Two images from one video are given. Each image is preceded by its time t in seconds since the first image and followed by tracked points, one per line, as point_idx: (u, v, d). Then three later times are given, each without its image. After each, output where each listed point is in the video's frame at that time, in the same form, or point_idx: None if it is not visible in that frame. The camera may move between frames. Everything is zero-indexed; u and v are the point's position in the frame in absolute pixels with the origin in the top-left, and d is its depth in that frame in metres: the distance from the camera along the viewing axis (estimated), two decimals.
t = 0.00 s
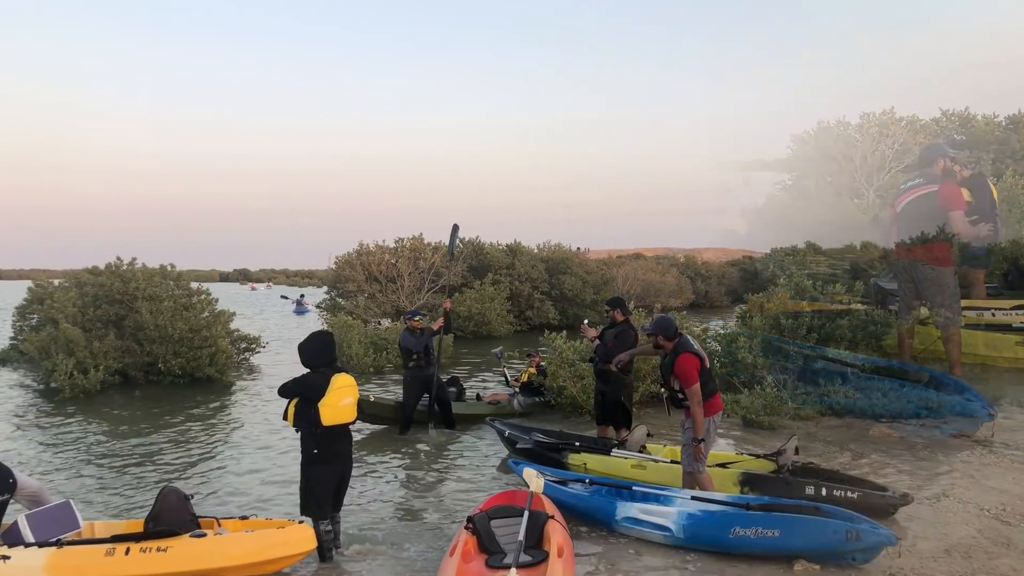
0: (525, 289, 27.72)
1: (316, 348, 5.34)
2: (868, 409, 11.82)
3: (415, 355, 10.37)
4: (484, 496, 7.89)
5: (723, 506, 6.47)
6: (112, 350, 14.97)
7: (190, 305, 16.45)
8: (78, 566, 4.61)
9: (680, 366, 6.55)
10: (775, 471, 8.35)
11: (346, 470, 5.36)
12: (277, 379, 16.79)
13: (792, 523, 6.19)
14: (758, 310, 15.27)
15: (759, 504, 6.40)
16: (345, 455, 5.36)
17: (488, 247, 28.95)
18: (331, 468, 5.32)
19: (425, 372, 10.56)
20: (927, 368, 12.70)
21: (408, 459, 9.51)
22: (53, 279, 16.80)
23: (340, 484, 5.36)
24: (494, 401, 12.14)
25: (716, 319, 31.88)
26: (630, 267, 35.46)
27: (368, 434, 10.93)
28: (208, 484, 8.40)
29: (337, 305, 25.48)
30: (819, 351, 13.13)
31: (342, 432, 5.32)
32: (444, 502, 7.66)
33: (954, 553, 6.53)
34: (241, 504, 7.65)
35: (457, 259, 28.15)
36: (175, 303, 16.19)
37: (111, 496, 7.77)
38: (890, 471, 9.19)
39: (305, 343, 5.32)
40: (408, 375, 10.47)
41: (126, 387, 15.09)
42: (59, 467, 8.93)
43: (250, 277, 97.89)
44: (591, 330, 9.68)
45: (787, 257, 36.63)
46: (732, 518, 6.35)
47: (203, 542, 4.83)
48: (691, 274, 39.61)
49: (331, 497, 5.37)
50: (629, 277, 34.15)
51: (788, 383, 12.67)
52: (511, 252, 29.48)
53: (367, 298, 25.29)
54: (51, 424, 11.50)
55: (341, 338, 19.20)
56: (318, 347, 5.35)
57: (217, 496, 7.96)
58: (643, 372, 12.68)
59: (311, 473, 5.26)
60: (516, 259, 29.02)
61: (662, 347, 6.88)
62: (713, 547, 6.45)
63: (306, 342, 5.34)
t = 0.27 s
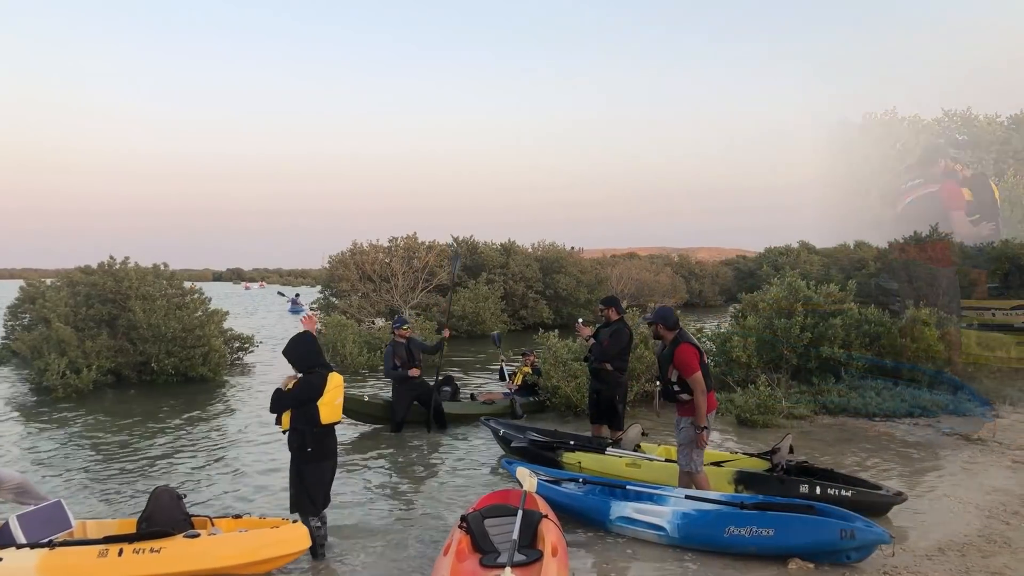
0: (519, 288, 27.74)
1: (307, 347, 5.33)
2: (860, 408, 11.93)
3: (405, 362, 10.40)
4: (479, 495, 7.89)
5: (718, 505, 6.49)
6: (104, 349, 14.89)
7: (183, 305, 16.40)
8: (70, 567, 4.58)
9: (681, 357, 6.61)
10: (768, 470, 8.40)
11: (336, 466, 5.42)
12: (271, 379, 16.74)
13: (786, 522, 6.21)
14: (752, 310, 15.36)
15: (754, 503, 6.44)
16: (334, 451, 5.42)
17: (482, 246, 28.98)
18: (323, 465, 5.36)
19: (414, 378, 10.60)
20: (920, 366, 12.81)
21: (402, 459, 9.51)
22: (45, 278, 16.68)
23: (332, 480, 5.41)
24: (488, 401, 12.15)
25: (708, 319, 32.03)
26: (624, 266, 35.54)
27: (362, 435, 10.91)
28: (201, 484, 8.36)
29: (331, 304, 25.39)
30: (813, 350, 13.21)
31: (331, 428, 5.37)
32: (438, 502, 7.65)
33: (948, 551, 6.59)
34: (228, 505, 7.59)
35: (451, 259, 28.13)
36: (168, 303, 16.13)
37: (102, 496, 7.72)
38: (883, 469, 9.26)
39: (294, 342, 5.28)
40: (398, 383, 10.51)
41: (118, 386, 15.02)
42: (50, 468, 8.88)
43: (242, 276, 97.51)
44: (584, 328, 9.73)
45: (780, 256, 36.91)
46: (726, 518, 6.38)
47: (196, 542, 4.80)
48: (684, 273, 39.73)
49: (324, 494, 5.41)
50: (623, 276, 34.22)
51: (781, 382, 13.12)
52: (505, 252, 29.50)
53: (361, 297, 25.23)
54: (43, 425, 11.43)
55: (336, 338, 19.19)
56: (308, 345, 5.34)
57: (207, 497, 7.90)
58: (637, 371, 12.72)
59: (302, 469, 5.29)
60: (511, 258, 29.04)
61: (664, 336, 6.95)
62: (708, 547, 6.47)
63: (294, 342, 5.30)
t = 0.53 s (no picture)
0: (514, 287, 27.74)
1: (295, 346, 5.26)
2: (854, 406, 12.00)
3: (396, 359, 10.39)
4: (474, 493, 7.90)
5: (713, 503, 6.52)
6: (99, 348, 14.84)
7: (178, 303, 16.37)
8: (64, 566, 4.58)
9: (678, 349, 6.68)
10: (763, 468, 8.44)
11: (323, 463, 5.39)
12: (265, 377, 16.70)
13: (781, 520, 6.25)
14: (747, 308, 15.41)
15: (747, 501, 6.48)
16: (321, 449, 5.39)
17: (477, 245, 28.99)
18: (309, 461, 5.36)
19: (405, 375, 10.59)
20: (913, 364, 12.89)
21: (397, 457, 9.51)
22: (37, 276, 16.61)
23: (318, 477, 5.40)
24: (483, 399, 12.16)
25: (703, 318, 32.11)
26: (619, 265, 35.59)
27: (357, 433, 10.90)
28: (195, 482, 8.35)
29: (325, 302, 25.33)
30: (807, 348, 13.27)
31: (318, 426, 5.33)
32: (433, 501, 7.65)
33: (941, 548, 6.63)
34: (222, 504, 7.58)
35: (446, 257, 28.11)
36: (162, 301, 16.08)
37: (96, 495, 7.70)
38: (876, 467, 9.32)
39: (282, 341, 5.22)
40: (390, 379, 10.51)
41: (111, 385, 14.97)
42: (41, 467, 8.84)
43: (236, 274, 97.15)
44: (580, 327, 9.70)
45: (774, 255, 37.05)
46: (721, 516, 6.41)
47: (191, 540, 4.81)
48: (678, 272, 39.81)
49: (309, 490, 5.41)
50: (618, 274, 34.27)
51: (775, 380, 13.21)
52: (500, 250, 29.51)
53: (355, 295, 25.18)
54: (36, 423, 11.38)
55: (330, 336, 19.16)
56: (296, 344, 5.27)
57: (201, 495, 7.89)
58: (632, 369, 12.74)
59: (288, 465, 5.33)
60: (506, 256, 29.05)
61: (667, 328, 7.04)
62: (702, 545, 6.50)
63: (282, 341, 5.24)
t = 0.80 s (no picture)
0: (510, 284, 27.71)
1: (276, 345, 5.18)
2: (849, 404, 12.03)
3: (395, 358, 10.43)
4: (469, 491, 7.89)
5: (708, 501, 6.51)
6: (94, 346, 14.79)
7: (173, 302, 16.32)
8: (56, 563, 4.55)
9: (673, 343, 6.75)
10: (759, 465, 8.45)
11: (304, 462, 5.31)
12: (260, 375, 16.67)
13: (778, 519, 6.24)
14: (742, 306, 15.43)
15: (743, 499, 6.48)
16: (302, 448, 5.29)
17: (473, 242, 28.97)
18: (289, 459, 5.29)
19: (404, 375, 10.58)
20: (908, 362, 12.92)
21: (392, 454, 9.50)
22: (31, 274, 16.54)
23: (299, 475, 5.32)
24: (479, 397, 12.15)
25: (699, 316, 32.14)
26: (615, 263, 35.59)
27: (352, 431, 10.88)
28: (189, 480, 8.33)
29: (321, 300, 25.27)
30: (803, 346, 13.29)
31: (298, 425, 5.24)
32: (428, 498, 7.65)
33: (936, 545, 6.65)
34: (217, 501, 7.56)
35: (442, 255, 28.07)
36: (158, 298, 16.05)
37: (89, 494, 7.66)
38: (872, 464, 9.35)
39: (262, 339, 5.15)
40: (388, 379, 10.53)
41: (106, 382, 14.91)
42: (34, 465, 8.79)
43: (232, 272, 96.91)
44: (576, 325, 9.68)
45: (770, 253, 37.11)
46: (716, 515, 6.40)
47: (184, 537, 4.78)
48: (674, 270, 39.84)
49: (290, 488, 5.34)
50: (614, 273, 34.26)
51: (771, 377, 13.26)
52: (496, 248, 29.49)
53: (351, 293, 25.13)
54: (30, 421, 11.33)
55: (326, 334, 19.08)
56: (277, 342, 5.20)
57: (196, 493, 7.87)
58: (628, 366, 12.74)
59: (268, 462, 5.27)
60: (502, 254, 29.03)
61: (671, 324, 7.11)
62: (698, 543, 6.50)
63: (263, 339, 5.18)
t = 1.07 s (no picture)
0: (507, 282, 27.70)
1: (241, 348, 5.10)
2: (846, 402, 12.05)
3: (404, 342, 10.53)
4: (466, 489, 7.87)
5: (705, 499, 6.50)
6: (89, 344, 14.75)
7: (169, 300, 16.28)
8: (48, 562, 4.52)
9: (670, 338, 6.77)
10: (756, 463, 8.45)
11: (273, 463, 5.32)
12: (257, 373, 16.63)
13: (774, 516, 6.25)
14: (739, 304, 15.43)
15: (739, 497, 6.47)
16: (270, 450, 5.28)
17: (471, 240, 28.94)
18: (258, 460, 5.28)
19: (411, 362, 10.58)
20: (904, 360, 12.94)
21: (388, 452, 9.48)
22: (26, 272, 16.47)
23: (269, 475, 5.34)
24: (476, 395, 12.13)
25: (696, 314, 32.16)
26: (611, 261, 35.59)
27: (348, 429, 10.86)
28: (184, 479, 8.30)
29: (318, 298, 25.21)
30: (800, 344, 13.29)
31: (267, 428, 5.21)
32: (425, 496, 7.63)
33: (932, 543, 6.66)
34: (213, 500, 7.53)
35: (439, 253, 28.04)
36: (154, 297, 16.01)
37: (82, 492, 7.62)
38: (868, 462, 9.36)
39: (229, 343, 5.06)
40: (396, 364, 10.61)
41: (102, 381, 14.87)
42: (29, 463, 8.76)
43: (228, 271, 96.71)
44: (572, 323, 9.66)
45: (766, 251, 37.15)
46: (713, 513, 6.41)
47: (178, 534, 4.77)
48: (671, 268, 39.86)
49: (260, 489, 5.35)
50: (611, 271, 34.24)
51: (768, 375, 13.27)
52: (493, 246, 29.46)
53: (348, 292, 25.09)
54: (25, 420, 11.28)
55: (323, 332, 18.99)
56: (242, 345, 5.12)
57: (191, 492, 7.85)
58: (625, 364, 12.73)
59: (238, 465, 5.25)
60: (499, 252, 29.01)
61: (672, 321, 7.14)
62: (695, 541, 6.50)
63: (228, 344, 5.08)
